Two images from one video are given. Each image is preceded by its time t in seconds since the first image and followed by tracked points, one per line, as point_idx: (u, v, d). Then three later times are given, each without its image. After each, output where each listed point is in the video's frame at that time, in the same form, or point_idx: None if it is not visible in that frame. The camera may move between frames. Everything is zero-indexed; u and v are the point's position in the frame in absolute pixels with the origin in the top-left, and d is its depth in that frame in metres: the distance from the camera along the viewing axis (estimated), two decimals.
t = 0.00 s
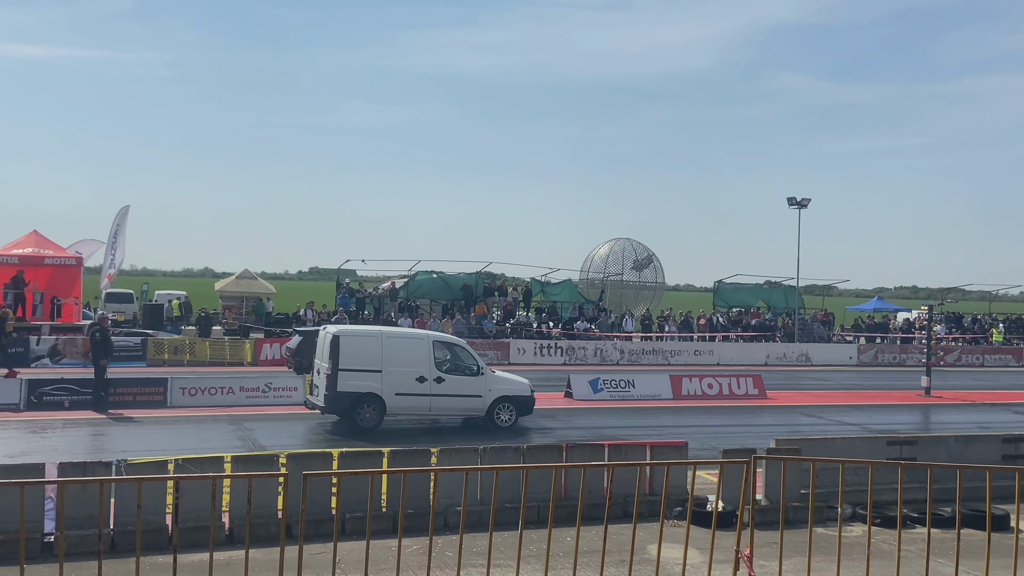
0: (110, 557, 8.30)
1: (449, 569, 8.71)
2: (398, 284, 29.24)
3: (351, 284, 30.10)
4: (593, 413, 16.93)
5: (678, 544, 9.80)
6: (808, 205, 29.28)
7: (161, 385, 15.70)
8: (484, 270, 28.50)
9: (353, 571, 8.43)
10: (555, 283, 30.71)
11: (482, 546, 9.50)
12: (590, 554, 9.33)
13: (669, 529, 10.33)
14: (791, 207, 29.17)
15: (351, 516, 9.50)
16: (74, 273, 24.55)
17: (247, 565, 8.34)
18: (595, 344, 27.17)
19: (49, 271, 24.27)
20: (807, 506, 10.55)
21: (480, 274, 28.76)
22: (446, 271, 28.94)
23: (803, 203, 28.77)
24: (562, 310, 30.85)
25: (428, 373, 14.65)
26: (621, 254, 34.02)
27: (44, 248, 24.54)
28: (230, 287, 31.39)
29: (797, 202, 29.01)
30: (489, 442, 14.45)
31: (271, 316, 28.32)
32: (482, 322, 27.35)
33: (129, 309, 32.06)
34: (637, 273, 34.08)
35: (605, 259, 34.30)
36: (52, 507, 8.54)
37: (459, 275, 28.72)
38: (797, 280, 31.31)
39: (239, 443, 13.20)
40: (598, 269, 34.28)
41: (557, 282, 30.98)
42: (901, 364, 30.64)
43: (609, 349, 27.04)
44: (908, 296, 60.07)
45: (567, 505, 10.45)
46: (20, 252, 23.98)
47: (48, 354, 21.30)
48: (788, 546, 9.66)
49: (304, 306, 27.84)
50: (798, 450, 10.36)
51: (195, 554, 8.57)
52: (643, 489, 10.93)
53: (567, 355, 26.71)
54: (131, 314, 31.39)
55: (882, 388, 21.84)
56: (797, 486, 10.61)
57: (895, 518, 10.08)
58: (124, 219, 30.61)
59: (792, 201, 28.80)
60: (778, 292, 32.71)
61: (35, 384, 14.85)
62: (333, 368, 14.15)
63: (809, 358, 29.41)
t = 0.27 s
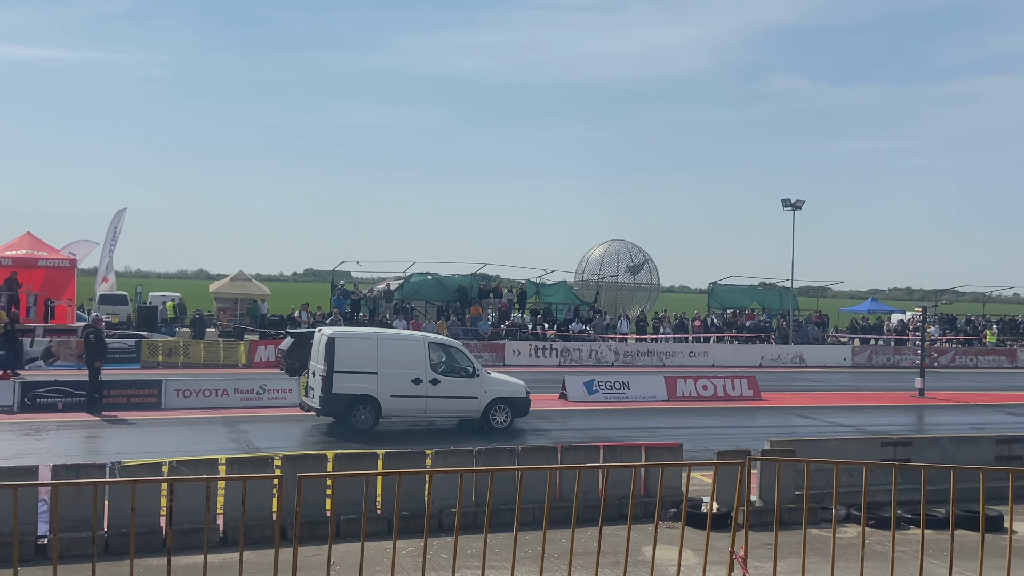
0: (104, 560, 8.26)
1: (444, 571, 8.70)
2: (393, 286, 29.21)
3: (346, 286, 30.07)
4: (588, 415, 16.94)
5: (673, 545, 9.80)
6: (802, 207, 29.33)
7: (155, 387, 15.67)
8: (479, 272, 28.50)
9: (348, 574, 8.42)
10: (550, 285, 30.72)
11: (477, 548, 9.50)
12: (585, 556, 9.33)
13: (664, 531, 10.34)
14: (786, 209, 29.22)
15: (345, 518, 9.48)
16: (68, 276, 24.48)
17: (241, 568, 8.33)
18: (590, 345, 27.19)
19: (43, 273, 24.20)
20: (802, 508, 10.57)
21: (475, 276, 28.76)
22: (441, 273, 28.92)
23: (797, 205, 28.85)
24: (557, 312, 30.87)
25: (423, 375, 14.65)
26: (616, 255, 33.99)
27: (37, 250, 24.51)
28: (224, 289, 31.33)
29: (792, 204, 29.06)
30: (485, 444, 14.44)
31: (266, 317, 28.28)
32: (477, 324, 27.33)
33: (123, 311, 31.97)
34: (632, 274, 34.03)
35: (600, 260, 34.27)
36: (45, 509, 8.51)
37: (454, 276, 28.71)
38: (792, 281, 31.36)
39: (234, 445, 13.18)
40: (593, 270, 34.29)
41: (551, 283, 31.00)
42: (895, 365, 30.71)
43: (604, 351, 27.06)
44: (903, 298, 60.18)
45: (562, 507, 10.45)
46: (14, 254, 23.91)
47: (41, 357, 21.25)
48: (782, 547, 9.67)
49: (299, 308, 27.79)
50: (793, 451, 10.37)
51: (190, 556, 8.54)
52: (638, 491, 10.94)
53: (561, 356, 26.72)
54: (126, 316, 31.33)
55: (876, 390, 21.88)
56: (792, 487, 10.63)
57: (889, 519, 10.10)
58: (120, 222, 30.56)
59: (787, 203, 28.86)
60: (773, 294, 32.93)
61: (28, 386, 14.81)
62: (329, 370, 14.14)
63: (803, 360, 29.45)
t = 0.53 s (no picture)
0: (98, 562, 8.24)
1: (438, 573, 8.68)
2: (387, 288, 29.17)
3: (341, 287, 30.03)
4: (583, 416, 16.94)
5: (668, 546, 9.80)
6: (796, 208, 29.36)
7: (149, 389, 15.63)
8: (474, 273, 28.49)
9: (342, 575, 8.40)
10: (545, 286, 30.72)
11: (472, 549, 9.49)
12: (580, 557, 9.32)
13: (659, 532, 10.33)
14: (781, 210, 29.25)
15: (340, 520, 9.46)
16: (62, 278, 24.41)
17: (236, 570, 8.31)
18: (585, 347, 27.20)
19: (37, 275, 24.11)
20: (796, 509, 10.58)
21: (470, 277, 28.74)
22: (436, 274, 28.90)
23: (792, 207, 28.88)
24: (552, 314, 30.87)
25: (420, 376, 14.63)
26: (612, 256, 33.92)
27: (31, 252, 24.44)
28: (219, 291, 31.26)
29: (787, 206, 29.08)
30: (481, 445, 14.44)
31: (261, 319, 28.23)
32: (472, 325, 27.31)
33: (117, 313, 31.87)
34: (628, 276, 34.02)
35: (595, 262, 34.16)
36: (39, 512, 8.48)
37: (449, 278, 28.69)
38: (786, 283, 31.39)
39: (228, 446, 13.15)
40: (588, 272, 34.14)
41: (546, 285, 30.99)
42: (889, 366, 30.77)
43: (599, 352, 27.07)
44: (897, 299, 60.28)
45: (557, 508, 10.44)
46: (8, 256, 23.84)
47: (35, 358, 21.20)
48: (777, 549, 9.68)
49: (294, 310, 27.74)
50: (787, 452, 10.38)
51: (183, 558, 8.52)
52: (633, 492, 10.93)
53: (556, 358, 26.72)
54: (119, 317, 31.24)
55: (870, 391, 21.91)
56: (786, 488, 10.64)
57: (883, 520, 10.11)
58: (117, 224, 30.50)
59: (781, 204, 28.88)
60: (768, 295, 33.04)
61: (21, 388, 14.77)
62: (325, 371, 14.12)
63: (798, 361, 29.49)
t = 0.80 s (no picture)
0: (91, 564, 8.21)
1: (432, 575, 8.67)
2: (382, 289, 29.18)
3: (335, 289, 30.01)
4: (577, 417, 16.94)
5: (662, 548, 9.80)
6: (791, 209, 29.41)
7: (143, 391, 15.60)
8: (469, 275, 28.49)
9: None
10: (540, 288, 30.74)
11: (466, 551, 9.47)
12: (575, 559, 9.32)
13: (654, 533, 10.33)
14: (774, 211, 29.31)
15: (334, 521, 9.44)
16: (56, 279, 24.35)
17: (230, 572, 8.28)
18: (580, 348, 27.22)
19: (31, 276, 24.05)
20: (790, 510, 10.59)
21: (464, 279, 28.74)
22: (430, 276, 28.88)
23: (786, 208, 28.93)
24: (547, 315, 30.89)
25: (416, 377, 14.62)
26: (606, 258, 34.07)
27: (24, 253, 24.38)
28: (213, 292, 31.21)
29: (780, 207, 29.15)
30: (477, 447, 14.42)
31: (255, 320, 28.20)
32: (466, 327, 27.30)
33: (110, 314, 31.78)
34: (622, 278, 34.11)
35: (590, 263, 34.29)
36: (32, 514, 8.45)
37: (444, 279, 28.68)
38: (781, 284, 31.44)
39: (222, 448, 13.13)
40: (582, 273, 34.26)
41: (541, 287, 31.01)
42: (883, 368, 30.84)
43: (594, 353, 27.08)
44: (890, 301, 60.37)
45: (552, 510, 10.43)
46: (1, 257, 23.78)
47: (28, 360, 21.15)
48: (771, 550, 9.67)
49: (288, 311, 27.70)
50: (781, 453, 10.38)
51: (177, 561, 8.49)
52: (628, 493, 10.93)
53: (551, 359, 26.72)
54: (113, 319, 31.15)
55: (864, 392, 21.96)
56: (781, 489, 10.64)
57: (877, 521, 10.12)
58: (113, 226, 30.44)
59: (775, 206, 28.94)
60: (763, 296, 33.07)
61: (14, 390, 14.72)
62: (322, 373, 14.10)
63: (792, 362, 29.53)
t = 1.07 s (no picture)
0: (84, 567, 8.19)
1: None
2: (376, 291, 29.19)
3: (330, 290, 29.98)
4: (572, 419, 16.94)
5: (657, 549, 9.79)
6: (785, 211, 29.45)
7: (137, 393, 15.57)
8: (464, 276, 28.48)
9: None
10: (534, 289, 30.75)
11: (461, 553, 9.46)
12: (569, 560, 9.31)
13: (648, 535, 10.33)
14: (769, 213, 29.35)
15: (329, 524, 9.42)
16: (50, 280, 24.30)
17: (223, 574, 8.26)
18: (575, 350, 27.23)
19: (24, 277, 24.01)
20: (785, 511, 10.59)
21: (459, 280, 28.73)
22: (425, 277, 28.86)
23: (781, 210, 28.97)
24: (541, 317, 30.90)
25: (413, 379, 14.61)
26: (601, 259, 34.02)
27: (18, 254, 24.35)
28: (207, 293, 31.16)
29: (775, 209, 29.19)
30: (473, 448, 14.41)
31: (249, 322, 28.16)
32: (461, 328, 27.29)
33: (104, 316, 31.70)
34: (617, 280, 34.11)
35: (584, 264, 34.17)
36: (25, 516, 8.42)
37: (439, 281, 28.66)
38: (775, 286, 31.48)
39: (216, 450, 13.11)
40: (577, 274, 34.15)
41: (536, 288, 31.01)
42: (877, 369, 30.91)
43: (589, 355, 27.10)
44: (884, 302, 60.44)
45: (546, 511, 10.42)
46: None
47: (21, 362, 21.12)
48: (766, 551, 9.68)
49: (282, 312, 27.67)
50: (776, 455, 10.39)
51: (171, 563, 8.46)
52: (622, 495, 10.92)
53: (546, 361, 26.72)
54: (106, 320, 31.08)
55: (857, 394, 22.00)
56: (775, 490, 10.64)
57: (871, 522, 10.13)
58: (108, 227, 30.39)
59: (769, 208, 28.99)
60: (757, 298, 33.11)
61: (8, 392, 14.69)
62: (318, 375, 14.08)
63: (786, 364, 29.58)
